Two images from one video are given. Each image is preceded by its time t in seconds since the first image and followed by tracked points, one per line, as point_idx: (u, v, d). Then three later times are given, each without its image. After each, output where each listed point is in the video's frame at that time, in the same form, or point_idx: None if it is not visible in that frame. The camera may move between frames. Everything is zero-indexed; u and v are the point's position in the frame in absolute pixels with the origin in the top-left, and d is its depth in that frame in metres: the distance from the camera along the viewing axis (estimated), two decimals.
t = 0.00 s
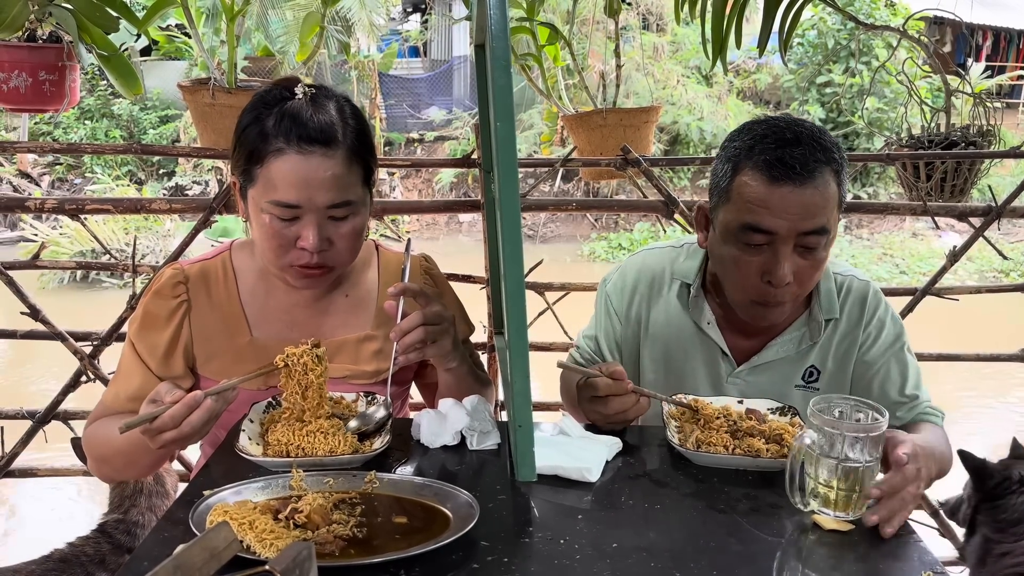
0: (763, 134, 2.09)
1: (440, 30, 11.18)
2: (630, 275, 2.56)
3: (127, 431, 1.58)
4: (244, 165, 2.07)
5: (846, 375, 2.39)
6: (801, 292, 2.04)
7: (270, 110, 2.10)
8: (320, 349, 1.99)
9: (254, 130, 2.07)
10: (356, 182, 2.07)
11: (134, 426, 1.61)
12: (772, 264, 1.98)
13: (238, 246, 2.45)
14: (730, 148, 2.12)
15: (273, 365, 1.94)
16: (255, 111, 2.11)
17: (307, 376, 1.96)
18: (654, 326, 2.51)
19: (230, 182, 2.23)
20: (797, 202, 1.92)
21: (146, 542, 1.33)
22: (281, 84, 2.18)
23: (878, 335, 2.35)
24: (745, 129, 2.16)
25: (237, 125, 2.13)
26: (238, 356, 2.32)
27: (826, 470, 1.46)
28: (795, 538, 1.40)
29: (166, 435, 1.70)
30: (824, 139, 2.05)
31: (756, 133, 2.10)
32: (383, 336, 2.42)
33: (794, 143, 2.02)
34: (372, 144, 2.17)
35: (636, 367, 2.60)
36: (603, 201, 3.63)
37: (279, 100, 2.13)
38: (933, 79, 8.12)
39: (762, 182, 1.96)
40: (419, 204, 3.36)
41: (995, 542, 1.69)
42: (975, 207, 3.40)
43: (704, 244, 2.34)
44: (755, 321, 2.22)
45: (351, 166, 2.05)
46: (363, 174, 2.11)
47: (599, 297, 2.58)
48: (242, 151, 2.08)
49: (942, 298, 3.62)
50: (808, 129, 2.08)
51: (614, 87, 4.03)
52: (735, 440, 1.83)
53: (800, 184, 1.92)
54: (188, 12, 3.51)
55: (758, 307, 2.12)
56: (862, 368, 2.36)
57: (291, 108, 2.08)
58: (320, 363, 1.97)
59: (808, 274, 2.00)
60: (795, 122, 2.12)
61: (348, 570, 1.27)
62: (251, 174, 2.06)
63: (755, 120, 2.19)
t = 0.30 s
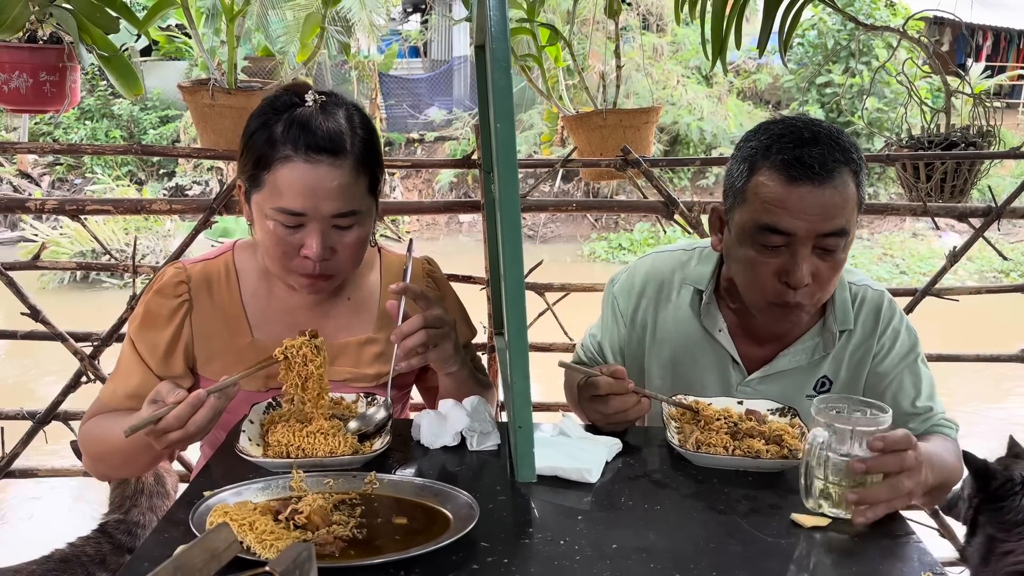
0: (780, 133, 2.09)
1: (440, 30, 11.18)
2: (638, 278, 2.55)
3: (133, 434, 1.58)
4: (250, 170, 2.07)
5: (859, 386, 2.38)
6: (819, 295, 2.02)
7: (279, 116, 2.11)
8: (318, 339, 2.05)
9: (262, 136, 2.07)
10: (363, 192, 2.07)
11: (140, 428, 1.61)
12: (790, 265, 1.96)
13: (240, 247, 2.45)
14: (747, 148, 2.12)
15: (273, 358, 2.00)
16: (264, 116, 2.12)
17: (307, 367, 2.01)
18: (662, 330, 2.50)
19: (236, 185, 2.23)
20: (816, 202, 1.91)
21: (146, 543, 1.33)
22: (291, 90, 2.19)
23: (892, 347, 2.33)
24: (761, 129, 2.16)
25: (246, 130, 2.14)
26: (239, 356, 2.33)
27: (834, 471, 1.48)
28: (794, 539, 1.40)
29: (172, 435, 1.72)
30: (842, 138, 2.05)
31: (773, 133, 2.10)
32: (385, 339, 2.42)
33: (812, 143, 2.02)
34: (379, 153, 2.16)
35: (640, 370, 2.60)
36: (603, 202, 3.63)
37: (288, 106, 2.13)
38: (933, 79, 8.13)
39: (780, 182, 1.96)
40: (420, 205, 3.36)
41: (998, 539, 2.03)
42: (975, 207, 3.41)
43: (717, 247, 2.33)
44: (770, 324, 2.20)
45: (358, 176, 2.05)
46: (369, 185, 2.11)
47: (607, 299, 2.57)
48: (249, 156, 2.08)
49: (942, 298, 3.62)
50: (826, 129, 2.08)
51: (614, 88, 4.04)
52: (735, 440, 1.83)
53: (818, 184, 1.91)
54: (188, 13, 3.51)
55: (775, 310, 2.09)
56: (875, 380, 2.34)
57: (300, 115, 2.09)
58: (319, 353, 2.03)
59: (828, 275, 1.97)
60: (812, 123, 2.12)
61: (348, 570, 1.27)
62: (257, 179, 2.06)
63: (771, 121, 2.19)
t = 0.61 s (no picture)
0: (796, 135, 2.09)
1: (440, 30, 11.17)
2: (646, 280, 2.56)
3: (136, 441, 1.59)
4: (255, 177, 2.07)
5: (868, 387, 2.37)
6: (838, 297, 2.01)
7: (285, 122, 2.10)
8: (320, 341, 2.03)
9: (267, 143, 2.07)
10: (367, 200, 2.07)
11: (143, 435, 1.61)
12: (809, 267, 1.96)
13: (241, 247, 2.45)
14: (763, 150, 2.13)
15: (275, 360, 1.98)
16: (269, 122, 2.11)
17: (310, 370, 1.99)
18: (670, 333, 2.51)
19: (239, 189, 2.22)
20: (835, 203, 1.91)
21: (146, 543, 1.33)
22: (295, 94, 2.17)
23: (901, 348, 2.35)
24: (776, 131, 2.17)
25: (250, 135, 2.13)
26: (239, 358, 2.32)
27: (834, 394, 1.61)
28: (794, 539, 1.40)
29: (176, 440, 1.72)
30: (859, 139, 2.06)
31: (789, 135, 2.11)
32: (385, 341, 2.42)
33: (829, 143, 2.03)
34: (383, 159, 2.16)
35: (648, 375, 2.59)
36: (603, 202, 3.63)
37: (294, 112, 2.12)
38: (933, 79, 8.13)
39: (798, 183, 1.96)
40: (420, 205, 3.36)
41: (996, 538, 2.12)
42: (975, 207, 3.41)
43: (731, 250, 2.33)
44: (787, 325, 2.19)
45: (363, 184, 2.05)
46: (373, 192, 2.11)
47: (615, 302, 2.58)
48: (254, 163, 2.07)
49: (942, 298, 3.62)
50: (842, 131, 2.09)
51: (613, 88, 4.03)
52: (735, 440, 1.84)
53: (837, 184, 1.92)
54: (188, 13, 3.50)
55: (793, 312, 2.08)
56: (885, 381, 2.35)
57: (306, 121, 2.08)
58: (321, 356, 2.01)
59: (847, 276, 1.97)
60: (827, 125, 2.13)
61: (348, 570, 1.27)
62: (261, 186, 2.06)
63: (785, 123, 2.20)
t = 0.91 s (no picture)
0: (796, 128, 2.10)
1: (440, 30, 11.16)
2: (648, 279, 2.56)
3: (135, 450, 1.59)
4: (256, 181, 2.06)
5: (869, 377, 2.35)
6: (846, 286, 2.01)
7: (288, 128, 2.10)
8: (324, 356, 2.00)
9: (270, 149, 2.06)
10: (369, 208, 2.07)
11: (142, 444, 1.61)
12: (816, 257, 1.96)
13: (240, 248, 2.46)
14: (763, 145, 2.13)
15: (277, 374, 1.96)
16: (272, 128, 2.11)
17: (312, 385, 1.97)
18: (674, 330, 2.51)
19: (239, 192, 2.22)
20: (839, 191, 1.92)
21: (146, 542, 1.34)
22: (299, 99, 2.17)
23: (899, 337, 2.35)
24: (776, 127, 2.18)
25: (253, 140, 2.13)
26: (236, 359, 2.32)
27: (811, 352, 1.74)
28: (793, 538, 1.39)
29: (175, 448, 1.72)
30: (858, 130, 2.07)
31: (789, 129, 2.12)
32: (384, 343, 2.43)
33: (829, 134, 2.03)
34: (386, 167, 2.16)
35: (653, 375, 2.57)
36: (603, 202, 3.62)
37: (297, 117, 2.12)
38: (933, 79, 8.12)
39: (801, 173, 1.97)
40: (420, 205, 3.36)
41: (1001, 535, 2.02)
42: (974, 207, 3.40)
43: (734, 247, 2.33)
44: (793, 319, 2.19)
45: (365, 193, 2.05)
46: (375, 200, 2.11)
47: (616, 300, 2.58)
48: (255, 167, 2.07)
49: (942, 298, 3.62)
50: (840, 123, 2.10)
51: (613, 88, 4.02)
52: (734, 440, 1.83)
53: (840, 172, 1.93)
54: (188, 13, 3.50)
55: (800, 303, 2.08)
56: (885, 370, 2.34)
57: (310, 128, 2.08)
58: (324, 371, 1.98)
59: (854, 265, 1.97)
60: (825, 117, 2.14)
61: (347, 570, 1.28)
62: (262, 191, 2.06)
63: (783, 119, 2.21)
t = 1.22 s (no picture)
0: (787, 122, 2.10)
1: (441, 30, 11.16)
2: (649, 277, 2.56)
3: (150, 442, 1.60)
4: (263, 194, 2.03)
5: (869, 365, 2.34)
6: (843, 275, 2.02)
7: (298, 143, 2.06)
8: (319, 328, 2.07)
9: (279, 163, 2.02)
10: (376, 227, 2.05)
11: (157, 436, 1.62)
12: (814, 246, 1.97)
13: (243, 249, 2.45)
14: (756, 139, 2.14)
15: (277, 349, 2.02)
16: (282, 142, 2.07)
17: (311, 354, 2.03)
18: (675, 325, 2.50)
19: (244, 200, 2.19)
20: (832, 181, 1.92)
21: (148, 543, 1.33)
22: (311, 111, 2.13)
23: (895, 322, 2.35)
24: (767, 122, 2.18)
25: (262, 152, 2.09)
26: (239, 360, 2.33)
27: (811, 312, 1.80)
28: (796, 540, 1.39)
29: (192, 437, 1.73)
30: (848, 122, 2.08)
31: (780, 122, 2.12)
32: (386, 348, 2.43)
33: (821, 126, 2.04)
34: (394, 186, 2.13)
35: (659, 372, 2.56)
36: (604, 202, 3.62)
37: (309, 131, 2.08)
38: (933, 79, 8.12)
39: (795, 164, 1.97)
40: (421, 205, 3.36)
41: (1000, 532, 2.46)
42: (976, 207, 3.40)
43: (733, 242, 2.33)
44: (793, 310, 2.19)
45: (373, 213, 2.03)
46: (382, 218, 2.09)
47: (617, 297, 2.58)
48: (263, 181, 2.03)
49: (943, 298, 3.61)
50: (830, 116, 2.11)
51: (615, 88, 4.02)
52: (736, 440, 1.84)
53: (833, 162, 1.93)
54: (188, 13, 3.50)
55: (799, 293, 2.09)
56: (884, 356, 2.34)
57: (321, 144, 2.05)
58: (322, 341, 2.05)
59: (851, 254, 1.98)
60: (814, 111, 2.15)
61: (350, 570, 1.27)
62: (268, 205, 2.03)
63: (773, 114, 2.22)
